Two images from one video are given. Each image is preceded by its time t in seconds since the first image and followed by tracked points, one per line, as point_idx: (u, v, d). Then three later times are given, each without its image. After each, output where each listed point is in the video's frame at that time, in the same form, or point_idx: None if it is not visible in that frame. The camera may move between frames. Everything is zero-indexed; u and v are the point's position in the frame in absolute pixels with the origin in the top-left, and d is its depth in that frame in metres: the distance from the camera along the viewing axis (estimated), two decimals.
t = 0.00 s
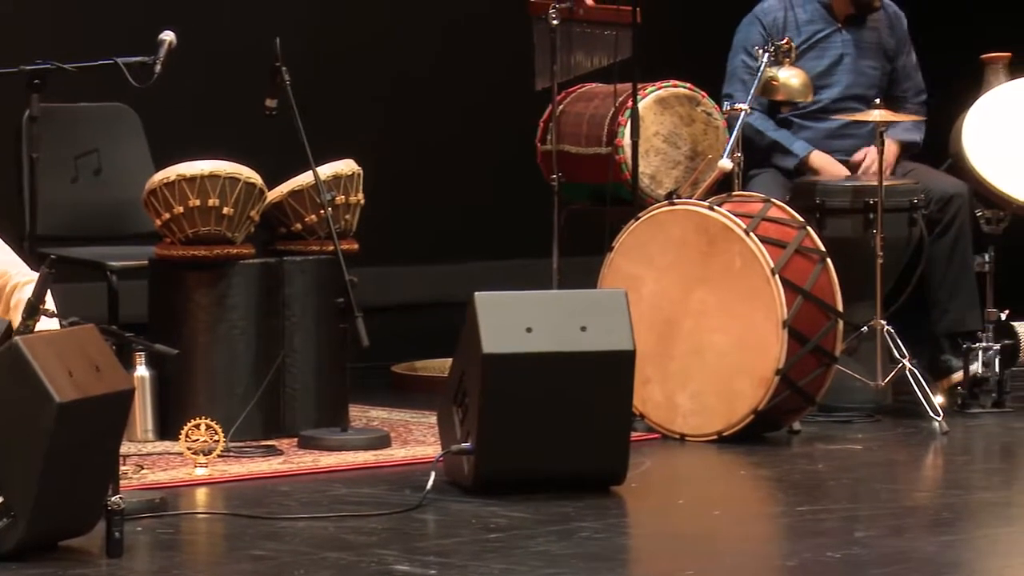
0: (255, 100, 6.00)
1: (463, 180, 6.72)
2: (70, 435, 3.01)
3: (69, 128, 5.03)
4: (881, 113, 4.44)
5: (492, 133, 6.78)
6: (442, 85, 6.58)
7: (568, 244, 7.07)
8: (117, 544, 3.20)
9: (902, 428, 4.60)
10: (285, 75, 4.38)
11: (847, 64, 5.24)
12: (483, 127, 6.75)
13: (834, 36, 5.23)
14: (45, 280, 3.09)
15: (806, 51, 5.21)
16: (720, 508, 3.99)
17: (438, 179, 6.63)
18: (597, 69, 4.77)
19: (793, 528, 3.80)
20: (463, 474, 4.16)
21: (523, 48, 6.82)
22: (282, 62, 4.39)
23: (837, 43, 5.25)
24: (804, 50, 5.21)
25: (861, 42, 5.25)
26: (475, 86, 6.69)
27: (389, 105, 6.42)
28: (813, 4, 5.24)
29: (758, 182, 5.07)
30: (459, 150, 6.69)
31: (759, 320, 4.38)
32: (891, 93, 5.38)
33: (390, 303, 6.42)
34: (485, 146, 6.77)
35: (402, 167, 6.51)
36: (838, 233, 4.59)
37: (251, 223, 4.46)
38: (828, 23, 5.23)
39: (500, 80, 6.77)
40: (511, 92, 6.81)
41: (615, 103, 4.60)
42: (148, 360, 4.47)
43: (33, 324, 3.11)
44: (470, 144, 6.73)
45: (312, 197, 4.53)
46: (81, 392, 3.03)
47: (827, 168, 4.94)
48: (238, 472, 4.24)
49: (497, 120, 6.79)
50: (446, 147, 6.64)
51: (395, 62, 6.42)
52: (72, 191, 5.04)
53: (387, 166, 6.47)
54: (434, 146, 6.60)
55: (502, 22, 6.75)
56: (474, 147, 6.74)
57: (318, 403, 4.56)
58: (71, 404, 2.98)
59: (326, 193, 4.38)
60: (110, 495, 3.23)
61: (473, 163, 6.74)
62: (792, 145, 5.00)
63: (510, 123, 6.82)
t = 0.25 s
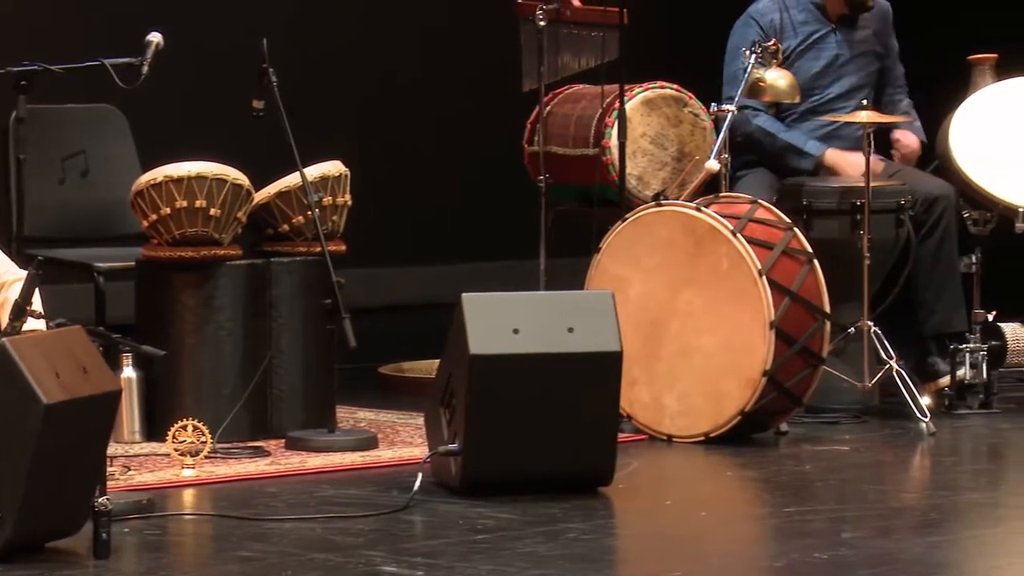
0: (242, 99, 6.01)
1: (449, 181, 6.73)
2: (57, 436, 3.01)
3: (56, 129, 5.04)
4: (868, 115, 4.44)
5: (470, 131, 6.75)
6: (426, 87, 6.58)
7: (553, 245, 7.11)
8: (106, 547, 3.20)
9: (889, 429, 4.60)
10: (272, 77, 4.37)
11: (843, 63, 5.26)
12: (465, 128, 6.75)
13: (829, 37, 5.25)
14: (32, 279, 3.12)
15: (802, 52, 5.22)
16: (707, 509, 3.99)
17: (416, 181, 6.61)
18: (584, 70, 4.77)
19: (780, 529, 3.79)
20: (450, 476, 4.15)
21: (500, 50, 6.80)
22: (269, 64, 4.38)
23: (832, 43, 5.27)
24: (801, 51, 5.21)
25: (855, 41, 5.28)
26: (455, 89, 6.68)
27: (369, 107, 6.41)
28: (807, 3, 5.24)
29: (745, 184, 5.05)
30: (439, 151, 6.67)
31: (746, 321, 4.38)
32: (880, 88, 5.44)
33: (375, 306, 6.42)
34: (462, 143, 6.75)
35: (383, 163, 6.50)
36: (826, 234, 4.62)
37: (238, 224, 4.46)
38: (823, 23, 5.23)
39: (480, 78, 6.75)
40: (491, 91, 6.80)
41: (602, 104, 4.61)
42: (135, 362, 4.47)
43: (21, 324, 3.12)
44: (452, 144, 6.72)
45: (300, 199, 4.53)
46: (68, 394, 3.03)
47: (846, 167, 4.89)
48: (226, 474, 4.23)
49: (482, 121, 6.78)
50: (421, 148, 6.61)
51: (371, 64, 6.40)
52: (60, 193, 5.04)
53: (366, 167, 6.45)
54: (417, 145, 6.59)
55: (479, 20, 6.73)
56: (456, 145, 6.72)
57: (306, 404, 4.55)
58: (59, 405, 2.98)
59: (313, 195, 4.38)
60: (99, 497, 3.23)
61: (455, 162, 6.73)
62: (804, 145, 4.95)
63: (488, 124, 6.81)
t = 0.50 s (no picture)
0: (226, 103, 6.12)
1: (433, 180, 6.80)
2: (43, 437, 3.01)
3: (43, 129, 5.04)
4: (855, 116, 4.43)
5: (455, 134, 6.85)
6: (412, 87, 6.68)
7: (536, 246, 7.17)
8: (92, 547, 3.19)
9: (877, 431, 4.60)
10: (259, 79, 4.36)
11: (836, 67, 5.27)
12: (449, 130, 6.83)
13: (823, 40, 5.25)
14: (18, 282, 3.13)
15: (798, 55, 5.22)
16: (693, 511, 3.97)
17: (403, 178, 6.71)
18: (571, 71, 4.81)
19: (766, 531, 3.77)
20: (437, 477, 4.14)
21: (480, 44, 6.86)
22: (255, 66, 4.37)
23: (826, 47, 5.27)
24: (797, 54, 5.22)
25: (847, 44, 5.30)
26: (445, 89, 6.79)
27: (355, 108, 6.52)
28: (800, 7, 5.23)
29: (735, 184, 5.03)
30: (423, 157, 6.76)
31: (733, 322, 4.38)
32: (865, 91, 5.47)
33: (355, 307, 6.51)
34: (449, 148, 6.84)
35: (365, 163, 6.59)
36: (813, 236, 4.66)
37: (225, 225, 4.46)
38: (816, 26, 5.24)
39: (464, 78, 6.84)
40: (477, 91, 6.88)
41: (589, 105, 4.62)
42: (122, 363, 4.47)
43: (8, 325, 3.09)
44: (438, 144, 6.80)
45: (286, 200, 4.53)
46: (54, 395, 3.03)
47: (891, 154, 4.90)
48: (212, 475, 4.23)
49: (467, 123, 6.87)
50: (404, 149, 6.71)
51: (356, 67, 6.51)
52: (47, 194, 5.04)
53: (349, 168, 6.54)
54: (400, 142, 6.68)
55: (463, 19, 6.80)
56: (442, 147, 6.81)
57: (292, 406, 4.55)
58: (44, 406, 2.97)
59: (300, 196, 4.38)
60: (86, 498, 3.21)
61: (439, 162, 6.81)
62: (839, 138, 5.03)
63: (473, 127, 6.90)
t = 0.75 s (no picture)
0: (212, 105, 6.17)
1: (418, 181, 6.90)
2: (28, 440, 3.00)
3: (28, 133, 5.05)
4: (841, 119, 4.44)
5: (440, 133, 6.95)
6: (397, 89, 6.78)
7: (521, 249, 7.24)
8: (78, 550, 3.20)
9: (863, 434, 4.61)
10: (246, 82, 4.33)
11: (827, 69, 5.29)
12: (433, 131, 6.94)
13: (816, 42, 5.25)
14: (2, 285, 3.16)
15: (795, 57, 5.22)
16: (680, 514, 3.92)
17: (388, 181, 6.80)
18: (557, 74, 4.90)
19: (753, 534, 3.71)
20: (423, 480, 4.10)
21: (468, 44, 6.98)
22: (242, 68, 4.34)
23: (818, 47, 5.27)
24: (793, 56, 5.21)
25: (836, 45, 5.31)
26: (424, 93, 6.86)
27: (342, 111, 6.60)
28: (792, 7, 5.23)
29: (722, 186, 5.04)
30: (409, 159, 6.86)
31: (719, 325, 4.38)
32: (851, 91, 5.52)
33: (342, 309, 6.56)
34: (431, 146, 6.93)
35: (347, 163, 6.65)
36: (798, 239, 4.71)
37: (211, 229, 4.46)
38: (808, 27, 5.24)
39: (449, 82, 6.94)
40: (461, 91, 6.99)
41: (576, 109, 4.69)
42: (108, 366, 4.46)
43: None
44: (426, 149, 6.91)
45: (273, 203, 4.54)
46: (41, 397, 3.02)
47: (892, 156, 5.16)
48: (198, 478, 4.21)
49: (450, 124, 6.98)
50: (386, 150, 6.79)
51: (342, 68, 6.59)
52: (32, 197, 5.05)
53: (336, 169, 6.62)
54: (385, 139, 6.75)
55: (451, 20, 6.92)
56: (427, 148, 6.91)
57: (278, 409, 4.57)
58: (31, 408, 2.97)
59: (286, 200, 4.39)
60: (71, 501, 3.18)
61: (426, 164, 6.91)
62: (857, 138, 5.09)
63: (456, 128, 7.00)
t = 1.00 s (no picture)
0: (202, 105, 6.18)
1: (405, 181, 6.91)
2: (13, 443, 3.00)
3: (15, 135, 5.05)
4: (827, 121, 4.44)
5: (428, 131, 6.97)
6: (384, 88, 6.79)
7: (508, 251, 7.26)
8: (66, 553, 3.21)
9: (849, 436, 4.62)
10: (232, 84, 4.32)
11: (816, 72, 5.29)
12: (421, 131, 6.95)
13: (804, 45, 5.25)
14: None
15: (782, 60, 5.22)
16: (668, 516, 3.90)
17: (374, 181, 6.81)
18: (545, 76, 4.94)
19: (740, 536, 3.70)
20: (411, 483, 4.08)
21: (457, 46, 7.02)
22: (228, 70, 4.33)
23: (807, 52, 5.26)
24: (781, 59, 5.21)
25: (823, 48, 5.30)
26: (400, 90, 6.85)
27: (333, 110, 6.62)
28: (781, 10, 5.23)
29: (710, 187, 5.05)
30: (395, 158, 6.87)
31: (706, 327, 4.38)
32: (842, 93, 5.50)
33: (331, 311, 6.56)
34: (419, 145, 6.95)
35: (338, 163, 6.67)
36: (784, 241, 4.73)
37: (198, 231, 4.46)
38: (797, 30, 5.24)
39: (434, 83, 6.96)
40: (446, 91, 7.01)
41: (562, 110, 4.77)
42: (95, 369, 4.46)
43: None
44: (416, 150, 6.94)
45: (260, 205, 4.55)
46: (27, 399, 3.02)
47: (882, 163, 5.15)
48: (186, 480, 4.20)
49: (436, 122, 6.99)
50: (372, 151, 6.79)
51: (331, 67, 6.60)
52: (19, 200, 5.05)
53: (326, 169, 6.63)
54: (371, 133, 6.77)
55: (442, 23, 6.96)
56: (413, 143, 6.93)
57: (265, 413, 4.56)
58: (17, 411, 2.97)
59: (273, 202, 4.40)
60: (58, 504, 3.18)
61: (414, 164, 6.94)
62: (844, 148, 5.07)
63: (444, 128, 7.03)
